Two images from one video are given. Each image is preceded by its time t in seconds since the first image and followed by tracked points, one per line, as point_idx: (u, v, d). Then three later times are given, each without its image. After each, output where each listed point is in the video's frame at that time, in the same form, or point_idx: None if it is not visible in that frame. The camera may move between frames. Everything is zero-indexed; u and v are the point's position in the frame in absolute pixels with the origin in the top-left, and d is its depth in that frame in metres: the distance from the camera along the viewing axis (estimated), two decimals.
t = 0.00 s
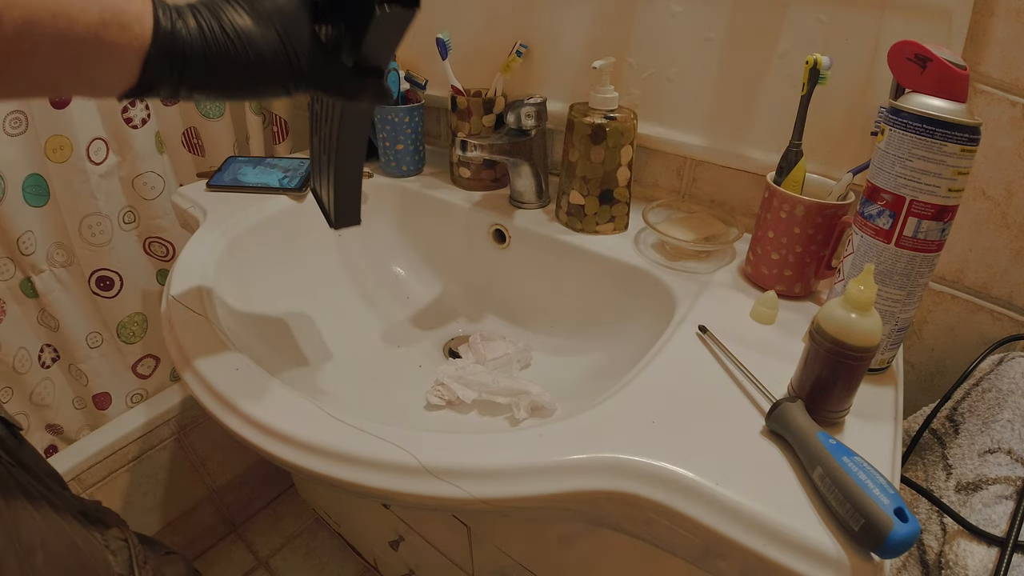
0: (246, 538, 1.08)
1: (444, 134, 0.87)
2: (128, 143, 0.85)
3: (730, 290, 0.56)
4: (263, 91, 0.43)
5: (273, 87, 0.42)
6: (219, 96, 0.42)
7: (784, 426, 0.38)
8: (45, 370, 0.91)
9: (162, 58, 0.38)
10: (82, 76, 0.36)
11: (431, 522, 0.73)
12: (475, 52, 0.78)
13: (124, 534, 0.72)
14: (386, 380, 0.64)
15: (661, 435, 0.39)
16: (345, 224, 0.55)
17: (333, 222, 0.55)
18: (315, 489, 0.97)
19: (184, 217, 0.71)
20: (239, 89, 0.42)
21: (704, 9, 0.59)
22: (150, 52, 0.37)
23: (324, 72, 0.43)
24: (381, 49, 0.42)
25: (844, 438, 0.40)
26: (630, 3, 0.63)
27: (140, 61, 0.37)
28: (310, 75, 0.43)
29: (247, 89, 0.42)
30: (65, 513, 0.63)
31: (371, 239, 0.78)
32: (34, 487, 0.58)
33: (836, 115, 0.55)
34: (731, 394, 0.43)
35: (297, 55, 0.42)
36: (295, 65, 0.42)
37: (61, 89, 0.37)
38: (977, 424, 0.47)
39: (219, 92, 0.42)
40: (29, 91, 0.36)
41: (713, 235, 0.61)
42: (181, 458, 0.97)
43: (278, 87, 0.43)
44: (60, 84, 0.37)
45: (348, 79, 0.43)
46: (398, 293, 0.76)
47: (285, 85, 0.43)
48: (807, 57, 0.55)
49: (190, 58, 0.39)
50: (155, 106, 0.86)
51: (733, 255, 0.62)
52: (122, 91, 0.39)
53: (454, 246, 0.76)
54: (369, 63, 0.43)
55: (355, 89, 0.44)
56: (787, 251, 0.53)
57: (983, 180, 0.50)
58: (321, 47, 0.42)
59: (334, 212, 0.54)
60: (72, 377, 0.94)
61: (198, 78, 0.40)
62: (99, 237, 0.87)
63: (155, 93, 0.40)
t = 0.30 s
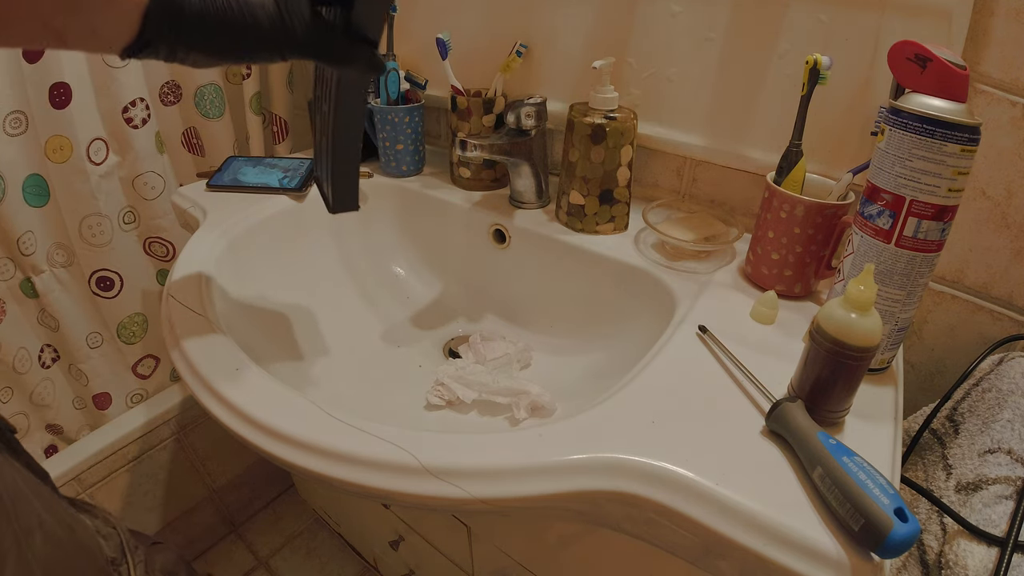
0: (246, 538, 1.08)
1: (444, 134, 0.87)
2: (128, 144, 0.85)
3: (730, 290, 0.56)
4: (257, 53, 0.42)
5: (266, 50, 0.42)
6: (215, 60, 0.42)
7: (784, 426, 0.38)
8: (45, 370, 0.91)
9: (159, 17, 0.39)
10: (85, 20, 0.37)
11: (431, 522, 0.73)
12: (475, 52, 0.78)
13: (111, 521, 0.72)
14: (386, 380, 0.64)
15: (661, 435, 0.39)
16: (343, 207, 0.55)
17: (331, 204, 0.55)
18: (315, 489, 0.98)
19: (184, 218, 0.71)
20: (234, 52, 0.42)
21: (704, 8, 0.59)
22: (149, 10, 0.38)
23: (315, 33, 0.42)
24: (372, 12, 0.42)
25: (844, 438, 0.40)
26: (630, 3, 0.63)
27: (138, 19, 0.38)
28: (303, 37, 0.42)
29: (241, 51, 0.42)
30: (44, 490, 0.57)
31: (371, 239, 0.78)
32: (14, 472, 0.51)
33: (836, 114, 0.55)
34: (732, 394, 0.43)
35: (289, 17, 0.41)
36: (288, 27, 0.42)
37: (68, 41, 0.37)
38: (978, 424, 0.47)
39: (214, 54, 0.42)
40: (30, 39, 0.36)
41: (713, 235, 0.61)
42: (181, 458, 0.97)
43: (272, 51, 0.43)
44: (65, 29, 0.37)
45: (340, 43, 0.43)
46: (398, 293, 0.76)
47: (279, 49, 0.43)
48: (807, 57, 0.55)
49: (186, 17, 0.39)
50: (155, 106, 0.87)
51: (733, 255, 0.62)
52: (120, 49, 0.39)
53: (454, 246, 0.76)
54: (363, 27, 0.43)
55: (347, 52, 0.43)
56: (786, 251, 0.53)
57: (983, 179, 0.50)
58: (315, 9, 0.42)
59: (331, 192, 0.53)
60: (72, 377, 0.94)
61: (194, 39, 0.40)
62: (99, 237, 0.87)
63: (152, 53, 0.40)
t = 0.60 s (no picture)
0: (245, 538, 1.09)
1: (444, 134, 0.87)
2: (128, 144, 0.85)
3: (730, 290, 0.56)
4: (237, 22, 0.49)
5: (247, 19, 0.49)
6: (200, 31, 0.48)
7: (785, 426, 0.38)
8: (45, 370, 0.91)
9: None
10: None
11: (431, 522, 0.73)
12: (475, 52, 0.78)
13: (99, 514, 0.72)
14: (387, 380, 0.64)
15: (662, 435, 0.39)
16: (326, 183, 0.76)
17: (318, 179, 0.75)
18: (315, 489, 0.98)
19: (184, 217, 0.71)
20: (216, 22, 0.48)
21: (705, 8, 0.59)
22: None
23: None
24: None
25: (845, 438, 0.40)
26: (630, 2, 0.63)
27: None
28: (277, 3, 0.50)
29: (223, 21, 0.48)
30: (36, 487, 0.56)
31: (371, 239, 0.78)
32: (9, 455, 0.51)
33: (836, 114, 0.55)
34: (732, 394, 0.43)
35: None
36: None
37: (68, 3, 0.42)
38: (978, 424, 0.47)
39: (199, 23, 0.47)
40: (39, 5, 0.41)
41: (713, 235, 0.61)
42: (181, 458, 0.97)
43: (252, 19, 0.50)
44: None
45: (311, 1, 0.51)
46: (398, 293, 0.76)
47: (257, 15, 0.49)
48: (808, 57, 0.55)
49: None
50: (155, 106, 0.87)
51: (734, 255, 0.62)
52: (116, 20, 0.45)
53: (454, 246, 0.76)
54: None
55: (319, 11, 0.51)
56: (787, 251, 0.53)
57: (983, 179, 0.50)
58: None
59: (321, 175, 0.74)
60: (72, 377, 0.94)
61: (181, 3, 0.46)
62: (99, 237, 0.87)
63: (142, 22, 0.46)
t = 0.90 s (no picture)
0: (245, 538, 1.09)
1: (444, 134, 0.87)
2: (128, 143, 0.85)
3: (730, 290, 0.56)
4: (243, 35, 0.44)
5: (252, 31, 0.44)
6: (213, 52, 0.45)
7: (784, 426, 0.38)
8: (45, 369, 0.90)
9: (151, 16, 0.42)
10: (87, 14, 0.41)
11: (431, 522, 0.73)
12: (475, 52, 0.78)
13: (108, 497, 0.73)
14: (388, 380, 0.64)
15: (662, 435, 0.39)
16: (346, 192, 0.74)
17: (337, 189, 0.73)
18: (315, 490, 0.98)
19: (183, 217, 0.71)
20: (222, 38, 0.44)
21: (705, 8, 0.59)
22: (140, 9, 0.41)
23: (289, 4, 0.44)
24: None
25: (844, 438, 0.40)
26: (630, 2, 0.63)
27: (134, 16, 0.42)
28: (278, 10, 0.44)
29: (227, 36, 0.44)
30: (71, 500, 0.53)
31: (371, 239, 0.78)
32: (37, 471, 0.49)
33: (836, 114, 0.55)
34: (732, 394, 0.43)
35: None
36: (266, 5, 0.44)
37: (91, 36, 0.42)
38: (978, 424, 0.47)
39: (207, 43, 0.44)
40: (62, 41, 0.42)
41: (713, 235, 0.61)
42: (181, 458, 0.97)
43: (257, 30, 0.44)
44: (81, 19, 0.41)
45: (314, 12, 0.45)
46: (398, 293, 0.76)
47: (259, 26, 0.44)
48: (807, 57, 0.55)
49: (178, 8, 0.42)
50: (154, 106, 0.87)
51: (733, 255, 0.62)
52: (128, 45, 0.43)
53: (454, 246, 0.76)
54: None
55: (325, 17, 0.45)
56: (787, 251, 0.53)
57: (983, 179, 0.50)
58: None
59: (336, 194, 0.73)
60: (72, 377, 0.94)
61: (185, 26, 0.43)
62: (99, 236, 0.87)
63: (154, 45, 0.43)
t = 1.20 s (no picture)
0: (245, 538, 1.08)
1: (444, 134, 0.87)
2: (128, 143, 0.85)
3: (730, 291, 0.56)
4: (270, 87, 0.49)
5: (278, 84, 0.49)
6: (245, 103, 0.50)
7: (785, 426, 0.38)
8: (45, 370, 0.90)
9: (184, 75, 0.47)
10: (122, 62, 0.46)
11: (431, 522, 0.73)
12: (475, 52, 0.78)
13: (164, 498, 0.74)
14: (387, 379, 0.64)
15: (661, 435, 0.39)
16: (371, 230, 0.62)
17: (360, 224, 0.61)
18: (316, 490, 0.98)
19: (183, 217, 0.70)
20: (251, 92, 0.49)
21: (705, 8, 0.59)
22: (175, 67, 0.46)
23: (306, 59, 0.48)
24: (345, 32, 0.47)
25: (844, 438, 0.40)
26: (630, 2, 0.63)
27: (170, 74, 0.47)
28: (299, 66, 0.48)
29: (254, 88, 0.48)
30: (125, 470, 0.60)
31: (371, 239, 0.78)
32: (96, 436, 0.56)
33: (836, 114, 0.55)
34: (732, 393, 0.43)
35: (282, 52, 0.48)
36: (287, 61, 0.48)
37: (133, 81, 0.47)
38: (977, 424, 0.47)
39: (237, 95, 0.48)
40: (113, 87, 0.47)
41: (713, 235, 0.61)
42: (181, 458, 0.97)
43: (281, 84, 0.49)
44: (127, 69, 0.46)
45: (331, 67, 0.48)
46: (398, 293, 0.76)
47: (281, 80, 0.48)
48: (808, 57, 0.55)
49: (210, 66, 0.47)
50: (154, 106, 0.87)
51: (733, 255, 0.62)
52: (171, 97, 0.48)
53: (454, 246, 0.76)
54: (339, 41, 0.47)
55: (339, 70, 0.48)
56: (787, 251, 0.53)
57: (982, 180, 0.50)
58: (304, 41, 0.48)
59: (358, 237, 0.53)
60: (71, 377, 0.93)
61: (216, 80, 0.47)
62: (98, 236, 0.87)
63: (192, 98, 0.48)
